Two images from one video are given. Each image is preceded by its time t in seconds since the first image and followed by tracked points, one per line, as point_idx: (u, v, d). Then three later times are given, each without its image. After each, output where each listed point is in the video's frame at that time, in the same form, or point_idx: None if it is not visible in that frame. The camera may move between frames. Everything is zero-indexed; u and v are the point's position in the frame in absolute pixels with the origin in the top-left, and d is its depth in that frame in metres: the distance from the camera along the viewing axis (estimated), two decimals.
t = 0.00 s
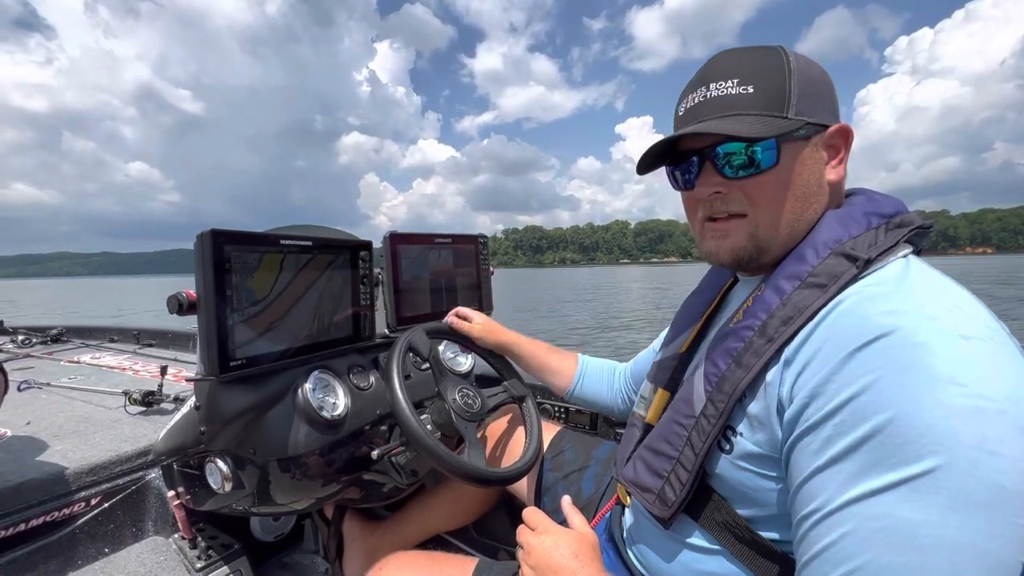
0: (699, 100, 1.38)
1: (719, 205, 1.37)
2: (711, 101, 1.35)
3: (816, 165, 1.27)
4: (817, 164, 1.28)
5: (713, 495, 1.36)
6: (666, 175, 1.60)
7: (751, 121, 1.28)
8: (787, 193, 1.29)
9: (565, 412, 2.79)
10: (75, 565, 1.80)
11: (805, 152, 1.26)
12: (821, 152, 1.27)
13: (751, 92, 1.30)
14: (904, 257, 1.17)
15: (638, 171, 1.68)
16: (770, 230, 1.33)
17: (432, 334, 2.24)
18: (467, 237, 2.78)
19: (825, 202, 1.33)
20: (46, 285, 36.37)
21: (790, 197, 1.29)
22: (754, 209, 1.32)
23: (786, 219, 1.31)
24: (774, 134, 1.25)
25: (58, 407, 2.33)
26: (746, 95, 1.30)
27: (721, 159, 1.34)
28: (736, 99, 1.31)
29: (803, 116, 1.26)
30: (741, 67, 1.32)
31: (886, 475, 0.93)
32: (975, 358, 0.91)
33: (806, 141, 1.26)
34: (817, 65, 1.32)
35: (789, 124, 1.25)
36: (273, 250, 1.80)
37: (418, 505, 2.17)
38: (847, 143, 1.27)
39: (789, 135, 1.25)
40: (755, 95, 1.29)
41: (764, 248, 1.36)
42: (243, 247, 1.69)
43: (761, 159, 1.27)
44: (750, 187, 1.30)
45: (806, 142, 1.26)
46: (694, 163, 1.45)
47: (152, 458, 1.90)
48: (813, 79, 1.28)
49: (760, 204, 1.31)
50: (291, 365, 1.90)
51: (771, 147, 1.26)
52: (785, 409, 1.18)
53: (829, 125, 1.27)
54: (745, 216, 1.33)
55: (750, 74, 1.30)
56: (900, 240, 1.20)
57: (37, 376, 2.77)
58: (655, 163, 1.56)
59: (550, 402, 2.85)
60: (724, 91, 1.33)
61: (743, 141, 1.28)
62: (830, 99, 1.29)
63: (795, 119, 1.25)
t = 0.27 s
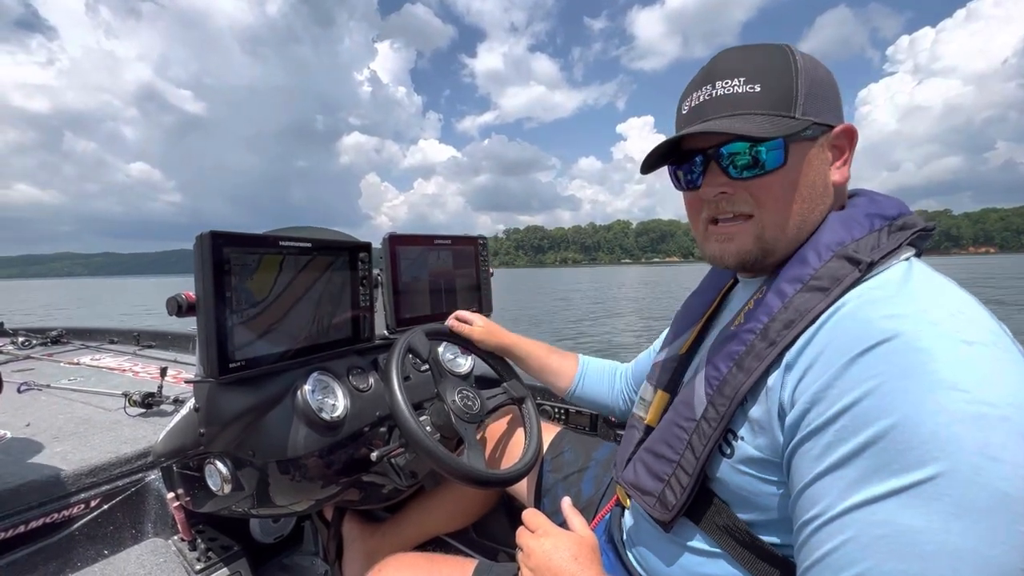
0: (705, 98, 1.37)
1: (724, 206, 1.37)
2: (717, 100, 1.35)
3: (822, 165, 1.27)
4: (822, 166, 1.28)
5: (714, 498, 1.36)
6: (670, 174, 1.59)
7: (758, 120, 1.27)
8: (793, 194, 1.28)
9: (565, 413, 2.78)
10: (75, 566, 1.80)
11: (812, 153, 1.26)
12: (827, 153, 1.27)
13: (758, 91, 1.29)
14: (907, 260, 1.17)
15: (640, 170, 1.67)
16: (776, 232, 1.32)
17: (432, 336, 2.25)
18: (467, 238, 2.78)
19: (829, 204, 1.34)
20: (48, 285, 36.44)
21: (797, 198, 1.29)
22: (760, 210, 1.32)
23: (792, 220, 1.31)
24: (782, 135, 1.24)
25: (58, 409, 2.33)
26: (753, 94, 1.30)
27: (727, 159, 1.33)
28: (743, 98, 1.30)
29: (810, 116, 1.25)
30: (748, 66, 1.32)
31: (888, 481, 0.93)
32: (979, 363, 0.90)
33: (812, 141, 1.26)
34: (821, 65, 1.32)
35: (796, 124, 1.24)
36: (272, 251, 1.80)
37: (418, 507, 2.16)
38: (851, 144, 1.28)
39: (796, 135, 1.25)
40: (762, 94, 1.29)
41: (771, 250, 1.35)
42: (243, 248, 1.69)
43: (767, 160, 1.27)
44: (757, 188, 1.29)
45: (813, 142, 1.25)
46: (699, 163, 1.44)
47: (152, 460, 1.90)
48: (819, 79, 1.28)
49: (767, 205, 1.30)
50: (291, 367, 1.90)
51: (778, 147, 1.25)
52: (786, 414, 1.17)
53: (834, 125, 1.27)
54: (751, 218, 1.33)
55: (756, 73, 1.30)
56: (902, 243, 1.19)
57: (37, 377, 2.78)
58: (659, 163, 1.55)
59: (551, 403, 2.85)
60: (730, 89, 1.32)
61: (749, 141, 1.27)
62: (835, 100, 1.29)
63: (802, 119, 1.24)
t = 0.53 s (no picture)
0: (692, 102, 1.37)
1: (712, 207, 1.36)
2: (703, 104, 1.34)
3: (808, 166, 1.27)
4: (809, 166, 1.27)
5: (711, 497, 1.35)
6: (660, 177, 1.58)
7: (744, 124, 1.27)
8: (780, 195, 1.28)
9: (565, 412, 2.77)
10: (74, 566, 1.80)
11: (798, 154, 1.25)
12: (813, 153, 1.27)
13: (744, 94, 1.28)
14: (896, 256, 1.16)
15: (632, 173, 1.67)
16: (763, 231, 1.32)
17: (432, 335, 2.24)
18: (467, 237, 2.78)
19: (817, 203, 1.33)
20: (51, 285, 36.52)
21: (783, 199, 1.28)
22: (747, 210, 1.31)
23: (780, 220, 1.31)
24: (766, 137, 1.24)
25: (58, 409, 2.34)
26: (738, 98, 1.29)
27: (715, 161, 1.33)
28: (728, 102, 1.30)
29: (795, 119, 1.25)
30: (733, 69, 1.31)
31: (884, 478, 0.92)
32: (968, 358, 0.90)
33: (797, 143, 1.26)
34: (807, 66, 1.31)
35: (781, 127, 1.24)
36: (272, 250, 1.80)
37: (417, 506, 2.16)
38: (838, 144, 1.27)
39: (781, 138, 1.24)
40: (747, 97, 1.28)
41: (759, 250, 1.35)
42: (242, 248, 1.69)
43: (753, 161, 1.26)
44: (744, 188, 1.29)
45: (798, 144, 1.25)
46: (687, 166, 1.43)
47: (152, 460, 1.89)
48: (804, 81, 1.27)
49: (754, 206, 1.30)
50: (291, 366, 1.91)
51: (763, 149, 1.25)
52: (780, 413, 1.17)
53: (820, 126, 1.27)
54: (738, 218, 1.32)
55: (742, 76, 1.29)
56: (891, 240, 1.18)
57: (38, 377, 2.78)
58: (649, 165, 1.55)
59: (550, 402, 2.84)
60: (716, 93, 1.32)
61: (735, 143, 1.27)
62: (821, 101, 1.29)
63: (786, 122, 1.24)
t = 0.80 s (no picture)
0: (699, 97, 1.37)
1: (721, 203, 1.37)
2: (710, 100, 1.35)
3: (817, 160, 1.27)
4: (817, 162, 1.28)
5: (714, 491, 1.36)
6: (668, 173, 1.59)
7: (751, 118, 1.27)
8: (788, 190, 1.28)
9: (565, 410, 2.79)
10: (77, 563, 1.81)
11: (806, 148, 1.26)
12: (822, 148, 1.27)
13: (751, 89, 1.29)
14: (907, 253, 1.16)
15: (639, 169, 1.68)
16: (773, 227, 1.33)
17: (432, 332, 2.24)
18: (467, 236, 2.78)
19: (826, 198, 1.33)
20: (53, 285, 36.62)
21: (792, 193, 1.28)
22: (756, 207, 1.32)
23: (788, 215, 1.31)
24: (774, 132, 1.24)
25: (59, 407, 2.34)
26: (746, 93, 1.29)
27: (722, 156, 1.34)
28: (736, 97, 1.30)
29: (804, 113, 1.25)
30: (740, 65, 1.32)
31: (891, 472, 0.92)
32: (977, 354, 0.90)
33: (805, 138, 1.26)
34: (814, 62, 1.32)
35: (789, 121, 1.24)
36: (272, 249, 1.81)
37: (418, 504, 2.17)
38: (847, 140, 1.27)
39: (789, 132, 1.24)
40: (754, 92, 1.28)
41: (768, 245, 1.35)
42: (243, 246, 1.70)
43: (760, 157, 1.27)
44: (752, 185, 1.29)
45: (807, 138, 1.25)
46: (695, 162, 1.44)
47: (153, 457, 1.91)
48: (811, 76, 1.28)
49: (762, 202, 1.30)
50: (292, 364, 1.91)
51: (771, 144, 1.25)
52: (786, 406, 1.17)
53: (828, 122, 1.27)
54: (747, 215, 1.33)
55: (749, 71, 1.29)
56: (901, 237, 1.19)
57: (39, 375, 2.79)
58: (656, 162, 1.56)
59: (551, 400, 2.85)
60: (723, 88, 1.32)
61: (743, 137, 1.27)
62: (830, 95, 1.29)
63: (795, 116, 1.24)
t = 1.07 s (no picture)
0: (710, 92, 1.37)
1: (727, 199, 1.37)
2: (723, 94, 1.34)
3: (825, 161, 1.27)
4: (826, 161, 1.28)
5: (717, 491, 1.36)
6: (675, 168, 1.59)
7: (763, 115, 1.27)
8: (794, 189, 1.28)
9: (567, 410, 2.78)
10: (79, 562, 1.81)
11: (816, 148, 1.25)
12: (832, 148, 1.27)
13: (763, 86, 1.29)
14: (910, 254, 1.16)
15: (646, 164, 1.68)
16: (778, 225, 1.32)
17: (433, 332, 2.25)
18: (468, 236, 2.79)
19: (833, 199, 1.33)
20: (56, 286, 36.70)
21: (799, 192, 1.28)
22: (762, 203, 1.31)
23: (794, 214, 1.31)
24: (785, 129, 1.24)
25: (62, 407, 2.35)
26: (758, 89, 1.29)
27: (732, 153, 1.34)
28: (747, 93, 1.30)
29: (817, 112, 1.25)
30: (753, 61, 1.31)
31: (898, 475, 0.92)
32: (983, 355, 0.90)
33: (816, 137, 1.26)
34: (828, 61, 1.32)
35: (801, 119, 1.24)
36: (274, 249, 1.81)
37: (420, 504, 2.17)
38: (856, 141, 1.27)
39: (800, 131, 1.24)
40: (767, 89, 1.28)
41: (772, 243, 1.35)
42: (246, 247, 1.70)
43: (770, 154, 1.27)
44: (760, 182, 1.29)
45: (818, 138, 1.25)
46: (703, 157, 1.44)
47: (157, 457, 1.92)
48: (825, 76, 1.28)
49: (769, 200, 1.30)
50: (294, 364, 1.92)
51: (782, 142, 1.25)
52: (791, 408, 1.17)
53: (839, 122, 1.27)
54: (753, 211, 1.33)
55: (763, 68, 1.29)
56: (905, 237, 1.19)
57: (42, 375, 2.80)
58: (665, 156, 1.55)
59: (552, 400, 2.85)
60: (735, 84, 1.32)
61: (754, 135, 1.27)
62: (841, 96, 1.29)
63: (807, 114, 1.24)
